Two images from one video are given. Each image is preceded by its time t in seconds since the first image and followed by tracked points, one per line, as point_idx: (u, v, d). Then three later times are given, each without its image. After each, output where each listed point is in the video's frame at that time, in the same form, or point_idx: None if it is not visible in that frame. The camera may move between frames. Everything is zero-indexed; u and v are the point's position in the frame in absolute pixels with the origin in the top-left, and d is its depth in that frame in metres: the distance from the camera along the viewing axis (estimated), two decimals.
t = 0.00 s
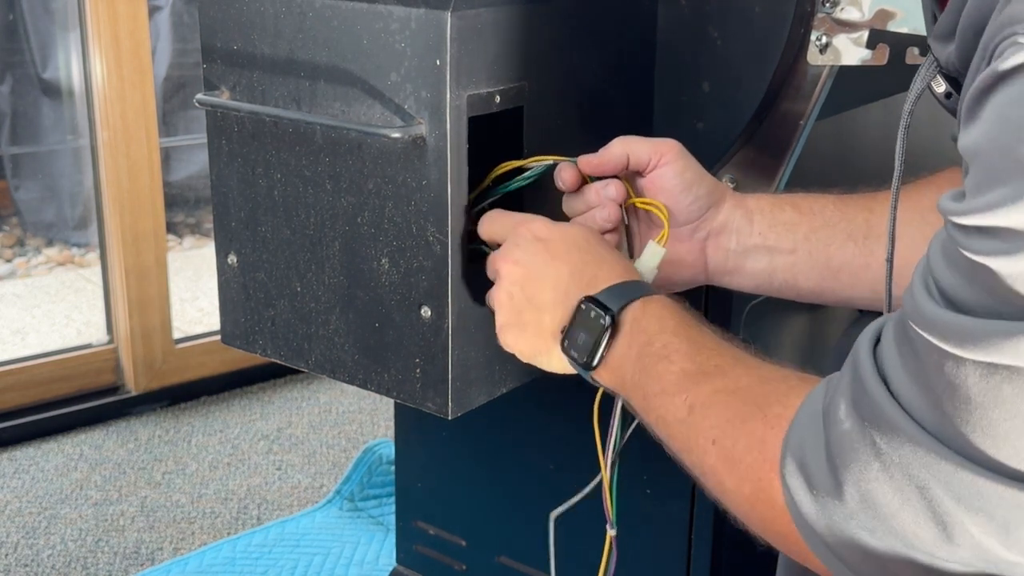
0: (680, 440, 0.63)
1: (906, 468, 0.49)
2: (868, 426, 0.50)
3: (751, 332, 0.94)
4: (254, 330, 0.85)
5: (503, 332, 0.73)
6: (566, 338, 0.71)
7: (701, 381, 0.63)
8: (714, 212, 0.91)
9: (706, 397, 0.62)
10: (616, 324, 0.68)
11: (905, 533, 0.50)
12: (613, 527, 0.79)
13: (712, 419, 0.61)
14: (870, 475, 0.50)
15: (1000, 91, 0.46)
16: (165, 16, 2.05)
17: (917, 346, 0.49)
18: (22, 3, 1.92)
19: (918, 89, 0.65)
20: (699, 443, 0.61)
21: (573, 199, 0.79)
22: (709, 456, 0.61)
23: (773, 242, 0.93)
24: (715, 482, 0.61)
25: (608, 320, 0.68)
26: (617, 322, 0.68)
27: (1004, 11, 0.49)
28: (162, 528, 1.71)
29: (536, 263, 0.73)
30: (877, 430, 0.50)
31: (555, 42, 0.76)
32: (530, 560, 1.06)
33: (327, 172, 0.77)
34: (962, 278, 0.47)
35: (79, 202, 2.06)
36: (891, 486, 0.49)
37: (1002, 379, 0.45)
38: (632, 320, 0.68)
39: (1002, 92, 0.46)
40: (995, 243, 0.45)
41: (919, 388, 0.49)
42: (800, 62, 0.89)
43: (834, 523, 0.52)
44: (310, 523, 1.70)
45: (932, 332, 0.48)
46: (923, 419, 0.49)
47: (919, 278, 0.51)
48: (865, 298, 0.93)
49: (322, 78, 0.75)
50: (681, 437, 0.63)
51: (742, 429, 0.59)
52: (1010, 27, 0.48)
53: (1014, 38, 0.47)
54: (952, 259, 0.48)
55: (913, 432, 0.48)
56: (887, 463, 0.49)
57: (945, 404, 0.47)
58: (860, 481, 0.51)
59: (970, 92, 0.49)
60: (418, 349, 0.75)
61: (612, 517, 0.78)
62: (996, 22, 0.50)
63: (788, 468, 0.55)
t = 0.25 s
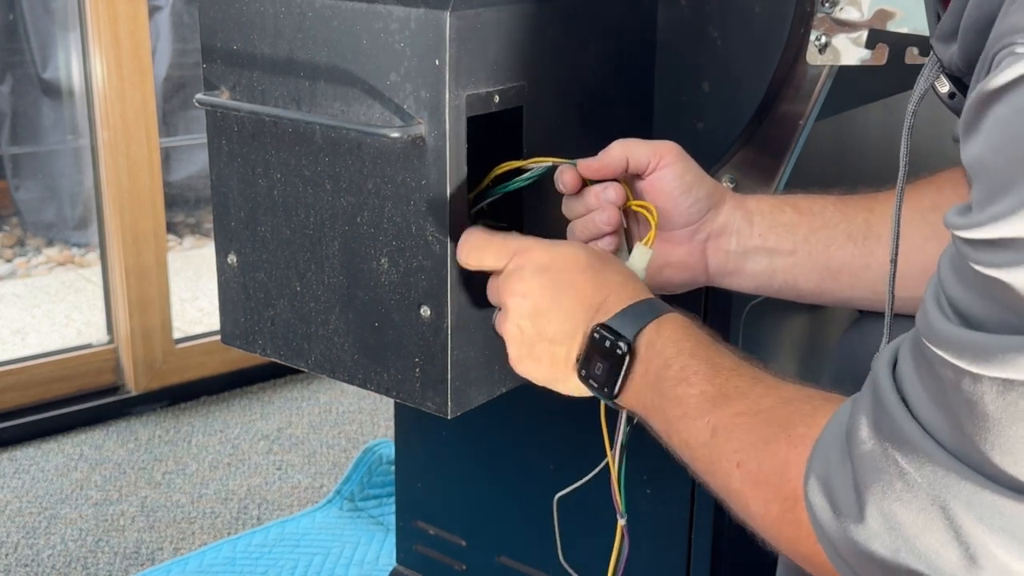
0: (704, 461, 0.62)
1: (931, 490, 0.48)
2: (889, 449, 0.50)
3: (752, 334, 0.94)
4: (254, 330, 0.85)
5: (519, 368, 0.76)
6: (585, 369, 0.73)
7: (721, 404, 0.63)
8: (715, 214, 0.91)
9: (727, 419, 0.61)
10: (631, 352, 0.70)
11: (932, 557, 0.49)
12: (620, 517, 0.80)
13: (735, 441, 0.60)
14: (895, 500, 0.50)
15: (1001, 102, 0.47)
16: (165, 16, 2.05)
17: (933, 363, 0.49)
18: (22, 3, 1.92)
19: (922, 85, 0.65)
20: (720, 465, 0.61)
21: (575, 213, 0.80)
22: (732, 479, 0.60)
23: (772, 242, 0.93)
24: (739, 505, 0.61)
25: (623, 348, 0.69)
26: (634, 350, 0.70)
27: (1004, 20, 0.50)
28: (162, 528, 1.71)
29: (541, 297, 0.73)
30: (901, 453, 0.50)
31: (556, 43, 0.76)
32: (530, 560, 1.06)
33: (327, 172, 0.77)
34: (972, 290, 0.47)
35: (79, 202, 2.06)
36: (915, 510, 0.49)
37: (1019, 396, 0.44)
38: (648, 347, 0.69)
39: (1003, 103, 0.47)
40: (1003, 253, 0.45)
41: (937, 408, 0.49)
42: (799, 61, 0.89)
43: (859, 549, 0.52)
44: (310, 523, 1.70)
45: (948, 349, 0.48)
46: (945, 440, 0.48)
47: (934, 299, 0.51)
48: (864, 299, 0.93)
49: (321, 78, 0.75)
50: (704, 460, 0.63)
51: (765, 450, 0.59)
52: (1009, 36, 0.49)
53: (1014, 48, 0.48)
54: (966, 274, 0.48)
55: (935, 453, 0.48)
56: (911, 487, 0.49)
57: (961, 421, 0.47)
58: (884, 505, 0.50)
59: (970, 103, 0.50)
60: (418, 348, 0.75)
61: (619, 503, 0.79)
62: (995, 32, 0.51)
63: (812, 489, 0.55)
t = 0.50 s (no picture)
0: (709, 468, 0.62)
1: (936, 495, 0.48)
2: (893, 455, 0.50)
3: (752, 334, 0.94)
4: (254, 330, 0.85)
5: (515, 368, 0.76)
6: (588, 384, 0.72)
7: (716, 413, 0.62)
8: (714, 214, 0.92)
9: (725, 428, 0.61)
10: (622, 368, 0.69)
11: (936, 563, 0.49)
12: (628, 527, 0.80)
13: (735, 449, 0.60)
14: (898, 507, 0.50)
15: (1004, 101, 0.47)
16: (165, 16, 2.05)
17: (936, 367, 0.49)
18: (23, 3, 1.92)
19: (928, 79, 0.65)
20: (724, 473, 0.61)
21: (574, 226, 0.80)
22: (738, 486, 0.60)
23: (772, 243, 0.93)
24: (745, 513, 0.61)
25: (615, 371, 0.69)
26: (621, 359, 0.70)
27: (1006, 22, 0.50)
28: (162, 528, 1.71)
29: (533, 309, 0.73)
30: (905, 458, 0.50)
31: (556, 43, 0.76)
32: (530, 560, 1.06)
33: (327, 172, 0.77)
34: (973, 291, 0.48)
35: (79, 202, 2.06)
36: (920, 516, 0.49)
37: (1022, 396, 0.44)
38: (631, 354, 0.69)
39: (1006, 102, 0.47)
40: (1006, 253, 0.45)
41: (943, 413, 0.49)
42: (799, 61, 0.89)
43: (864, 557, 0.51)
44: (310, 523, 1.70)
45: (949, 351, 0.48)
46: (950, 445, 0.48)
47: (935, 301, 0.51)
48: (863, 300, 0.93)
49: (321, 78, 0.75)
50: (709, 468, 0.62)
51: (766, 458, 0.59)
52: (1012, 37, 0.49)
53: (1016, 48, 0.48)
54: (966, 275, 0.48)
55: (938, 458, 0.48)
56: (915, 493, 0.49)
57: (965, 424, 0.47)
58: (886, 512, 0.50)
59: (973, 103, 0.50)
60: (418, 349, 0.75)
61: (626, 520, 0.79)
62: (999, 33, 0.51)
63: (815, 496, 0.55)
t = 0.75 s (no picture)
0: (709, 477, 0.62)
1: (937, 504, 0.48)
2: (892, 465, 0.50)
3: (754, 334, 0.93)
4: (254, 330, 0.85)
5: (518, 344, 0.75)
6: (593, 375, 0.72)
7: (723, 421, 0.62)
8: (714, 213, 0.92)
9: (731, 438, 0.61)
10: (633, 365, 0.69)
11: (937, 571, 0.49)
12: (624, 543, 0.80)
13: (738, 460, 0.60)
14: (898, 517, 0.50)
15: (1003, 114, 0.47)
16: (165, 16, 2.05)
17: (934, 378, 0.49)
18: (22, 3, 1.92)
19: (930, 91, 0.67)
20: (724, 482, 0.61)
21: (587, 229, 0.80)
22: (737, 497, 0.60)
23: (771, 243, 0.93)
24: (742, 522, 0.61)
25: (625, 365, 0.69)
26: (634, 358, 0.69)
27: (1001, 35, 0.50)
28: (162, 529, 1.71)
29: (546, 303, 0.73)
30: (904, 468, 0.49)
31: (556, 43, 0.76)
32: (530, 560, 1.06)
33: (327, 172, 0.77)
34: (971, 304, 0.48)
35: (79, 202, 2.06)
36: (919, 526, 0.49)
37: None
38: (647, 354, 0.68)
39: (1005, 116, 0.47)
40: (1005, 268, 0.45)
41: (942, 424, 0.49)
42: (799, 61, 0.89)
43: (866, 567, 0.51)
44: (310, 523, 1.70)
45: (948, 363, 0.48)
46: (949, 454, 0.48)
47: (933, 312, 0.51)
48: (863, 300, 0.93)
49: (321, 78, 0.75)
50: (709, 475, 0.62)
51: (768, 470, 0.59)
52: (1010, 50, 0.48)
53: (1013, 61, 0.47)
54: (964, 289, 0.48)
55: (939, 466, 0.48)
56: (915, 503, 0.49)
57: (966, 434, 0.47)
58: (887, 521, 0.50)
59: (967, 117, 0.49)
60: (418, 349, 0.75)
61: (621, 532, 0.79)
62: (994, 45, 0.51)
63: (817, 507, 0.55)
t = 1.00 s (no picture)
0: (708, 481, 0.62)
1: (943, 501, 0.48)
2: (897, 464, 0.50)
3: (752, 331, 0.94)
4: (254, 330, 0.85)
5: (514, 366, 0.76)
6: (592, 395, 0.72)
7: (719, 428, 0.62)
8: (714, 211, 0.92)
9: (728, 444, 0.61)
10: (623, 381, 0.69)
11: (944, 568, 0.49)
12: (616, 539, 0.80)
13: (737, 465, 0.60)
14: (904, 515, 0.50)
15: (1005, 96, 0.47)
16: (165, 16, 2.05)
17: (939, 372, 0.49)
18: (22, 3, 1.92)
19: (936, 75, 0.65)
20: (723, 486, 0.61)
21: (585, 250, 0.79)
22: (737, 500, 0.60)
23: (772, 242, 0.93)
24: (741, 525, 0.61)
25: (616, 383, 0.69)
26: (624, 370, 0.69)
27: (1005, 21, 0.50)
28: (162, 528, 1.71)
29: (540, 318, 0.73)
30: (909, 464, 0.49)
31: (556, 43, 0.76)
32: (530, 560, 1.06)
33: (327, 172, 0.77)
34: (975, 295, 0.48)
35: (79, 202, 2.06)
36: (925, 523, 0.49)
37: None
38: (638, 366, 0.68)
39: (1008, 98, 0.47)
40: (1006, 255, 0.46)
41: (947, 420, 0.49)
42: (799, 61, 0.89)
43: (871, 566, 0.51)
44: (310, 523, 1.70)
45: (954, 355, 0.48)
46: (955, 450, 0.48)
47: (939, 305, 0.51)
48: (864, 299, 0.93)
49: (321, 78, 0.75)
50: (705, 481, 0.62)
51: (768, 474, 0.59)
52: (1012, 35, 0.49)
53: (1017, 45, 0.48)
54: (969, 280, 0.48)
55: (944, 462, 0.48)
56: (920, 501, 0.49)
57: (971, 428, 0.47)
58: (893, 519, 0.50)
59: (971, 100, 0.49)
60: (418, 348, 0.75)
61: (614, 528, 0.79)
62: (998, 30, 0.51)
63: (819, 512, 0.55)
